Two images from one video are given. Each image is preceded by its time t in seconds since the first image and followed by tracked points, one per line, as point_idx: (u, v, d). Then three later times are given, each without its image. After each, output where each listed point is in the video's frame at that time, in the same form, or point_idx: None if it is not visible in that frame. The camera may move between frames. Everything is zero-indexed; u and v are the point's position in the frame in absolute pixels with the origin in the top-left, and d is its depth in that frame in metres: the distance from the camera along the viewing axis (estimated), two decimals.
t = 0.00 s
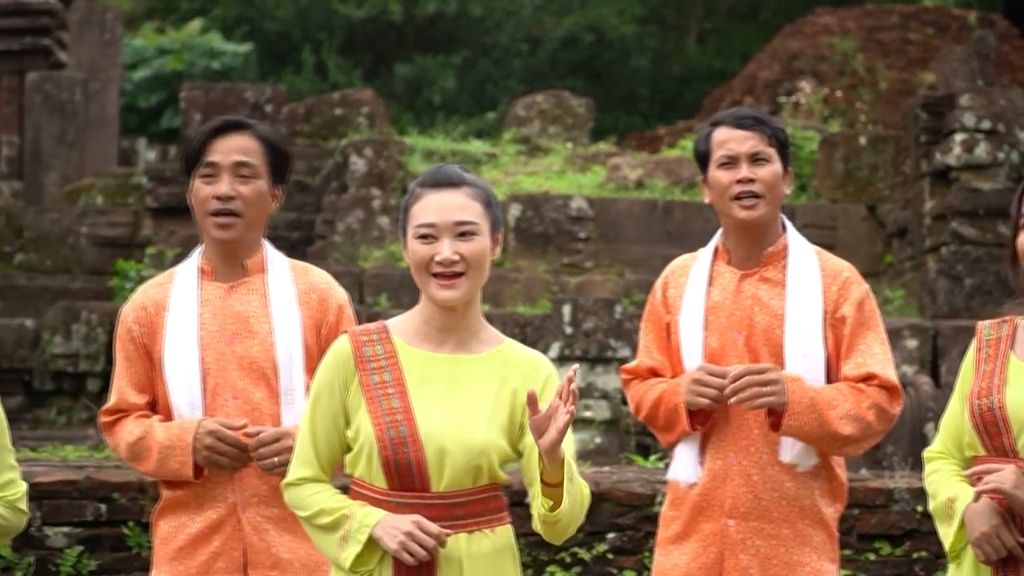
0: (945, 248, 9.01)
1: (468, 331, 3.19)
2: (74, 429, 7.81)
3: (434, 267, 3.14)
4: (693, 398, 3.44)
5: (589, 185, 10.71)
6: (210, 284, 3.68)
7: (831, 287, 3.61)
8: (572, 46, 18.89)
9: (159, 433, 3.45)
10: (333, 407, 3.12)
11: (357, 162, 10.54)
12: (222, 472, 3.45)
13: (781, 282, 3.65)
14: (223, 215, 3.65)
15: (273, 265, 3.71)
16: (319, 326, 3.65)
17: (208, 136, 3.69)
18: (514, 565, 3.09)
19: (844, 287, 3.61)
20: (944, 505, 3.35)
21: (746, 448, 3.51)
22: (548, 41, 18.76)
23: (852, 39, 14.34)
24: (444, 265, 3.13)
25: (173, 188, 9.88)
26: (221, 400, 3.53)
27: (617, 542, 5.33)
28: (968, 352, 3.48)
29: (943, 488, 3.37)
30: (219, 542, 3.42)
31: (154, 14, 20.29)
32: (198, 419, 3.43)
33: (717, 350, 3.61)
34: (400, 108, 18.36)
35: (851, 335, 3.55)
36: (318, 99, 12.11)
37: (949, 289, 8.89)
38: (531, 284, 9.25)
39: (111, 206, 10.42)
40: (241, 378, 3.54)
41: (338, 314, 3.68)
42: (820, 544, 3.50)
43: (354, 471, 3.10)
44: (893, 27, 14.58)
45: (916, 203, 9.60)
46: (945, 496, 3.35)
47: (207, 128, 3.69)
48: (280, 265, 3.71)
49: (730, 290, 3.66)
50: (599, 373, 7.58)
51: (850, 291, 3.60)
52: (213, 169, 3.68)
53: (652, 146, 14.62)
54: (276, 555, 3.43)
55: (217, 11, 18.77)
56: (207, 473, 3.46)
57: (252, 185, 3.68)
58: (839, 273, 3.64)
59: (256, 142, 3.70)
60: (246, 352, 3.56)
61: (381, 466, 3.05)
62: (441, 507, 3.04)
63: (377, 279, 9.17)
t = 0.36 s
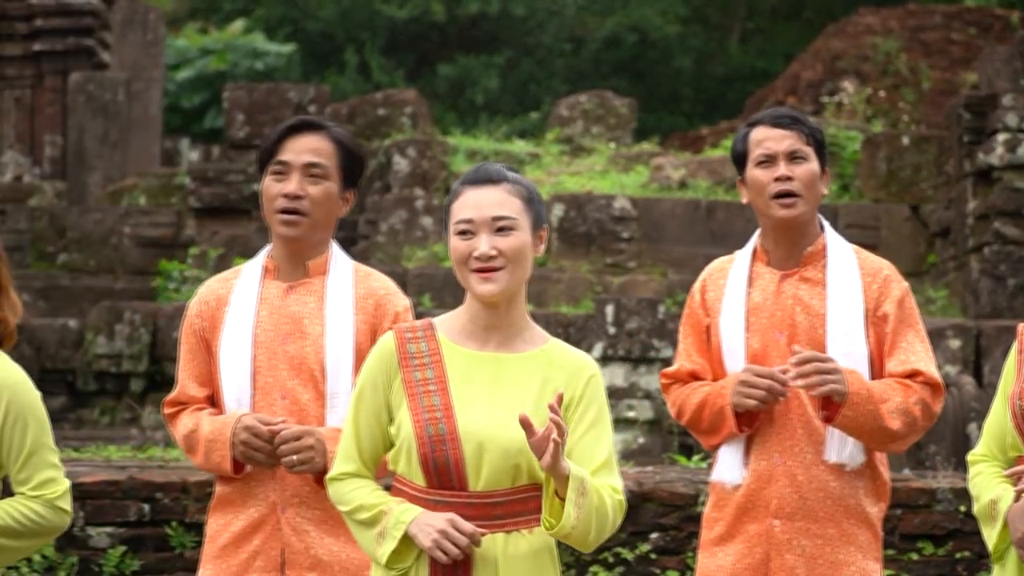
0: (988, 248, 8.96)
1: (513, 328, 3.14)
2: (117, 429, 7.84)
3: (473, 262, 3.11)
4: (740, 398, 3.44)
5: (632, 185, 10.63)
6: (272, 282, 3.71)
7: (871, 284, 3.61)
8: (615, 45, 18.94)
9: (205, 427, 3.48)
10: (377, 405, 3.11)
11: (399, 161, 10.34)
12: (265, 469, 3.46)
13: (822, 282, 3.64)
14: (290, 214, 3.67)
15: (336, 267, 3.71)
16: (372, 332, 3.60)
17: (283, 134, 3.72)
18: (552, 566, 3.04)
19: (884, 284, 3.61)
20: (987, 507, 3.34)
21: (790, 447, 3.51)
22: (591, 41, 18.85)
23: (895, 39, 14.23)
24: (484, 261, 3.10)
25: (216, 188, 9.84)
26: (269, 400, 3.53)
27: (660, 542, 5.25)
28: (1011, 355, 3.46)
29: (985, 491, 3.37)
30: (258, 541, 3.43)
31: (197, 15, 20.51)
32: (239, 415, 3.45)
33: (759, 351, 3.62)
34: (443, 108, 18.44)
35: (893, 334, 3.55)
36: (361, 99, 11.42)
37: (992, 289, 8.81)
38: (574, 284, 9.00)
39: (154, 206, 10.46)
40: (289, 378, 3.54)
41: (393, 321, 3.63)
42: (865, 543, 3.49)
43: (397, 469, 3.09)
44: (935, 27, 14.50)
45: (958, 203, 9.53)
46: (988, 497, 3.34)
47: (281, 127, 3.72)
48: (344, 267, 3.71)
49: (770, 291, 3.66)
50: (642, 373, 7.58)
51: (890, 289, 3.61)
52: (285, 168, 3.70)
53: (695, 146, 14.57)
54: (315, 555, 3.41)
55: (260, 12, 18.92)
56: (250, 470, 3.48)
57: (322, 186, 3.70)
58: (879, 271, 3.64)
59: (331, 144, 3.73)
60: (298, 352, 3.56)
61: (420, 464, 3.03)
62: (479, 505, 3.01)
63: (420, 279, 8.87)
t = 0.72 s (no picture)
0: None
1: (554, 329, 3.11)
2: (158, 429, 7.89)
3: (512, 264, 3.08)
4: (789, 404, 3.43)
5: (673, 185, 10.36)
6: (326, 282, 3.71)
7: (912, 282, 3.61)
8: (657, 45, 18.97)
9: (253, 426, 3.48)
10: (420, 406, 3.10)
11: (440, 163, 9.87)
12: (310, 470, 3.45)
13: (863, 281, 3.63)
14: (344, 210, 3.67)
15: (392, 267, 3.71)
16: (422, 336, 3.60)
17: (341, 133, 3.74)
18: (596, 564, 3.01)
19: (925, 282, 3.61)
20: None
21: (836, 448, 3.49)
22: (632, 41, 18.90)
23: (937, 39, 14.15)
24: (523, 261, 3.07)
25: (258, 188, 10.15)
26: (315, 402, 3.54)
27: (702, 542, 5.21)
28: None
29: None
30: (302, 540, 3.43)
31: (238, 15, 20.72)
32: (285, 417, 3.45)
33: (801, 352, 3.60)
34: (485, 108, 18.59)
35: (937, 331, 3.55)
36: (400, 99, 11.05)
37: None
38: (616, 284, 8.62)
39: (195, 207, 10.49)
40: (335, 379, 3.54)
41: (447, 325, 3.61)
42: (910, 543, 3.48)
43: (440, 470, 3.07)
44: (977, 27, 14.34)
45: (1000, 203, 9.41)
46: None
47: (341, 125, 3.75)
48: (399, 268, 3.70)
49: (812, 291, 3.64)
50: (683, 373, 7.56)
51: (931, 287, 3.61)
52: (342, 165, 3.71)
53: (737, 146, 14.51)
54: (357, 556, 3.42)
55: (302, 12, 19.11)
56: (295, 471, 3.48)
57: (377, 185, 3.69)
58: (919, 269, 3.64)
59: (388, 143, 3.73)
60: (345, 354, 3.56)
61: (461, 465, 3.02)
62: (521, 506, 2.98)
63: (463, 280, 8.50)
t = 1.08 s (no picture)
0: None
1: (588, 329, 3.09)
2: (201, 429, 7.93)
3: (545, 261, 3.06)
4: (837, 407, 3.40)
5: (715, 185, 10.29)
6: (370, 282, 3.70)
7: (955, 282, 3.59)
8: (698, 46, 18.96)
9: (293, 421, 3.46)
10: (457, 407, 3.09)
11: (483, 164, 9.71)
12: (346, 468, 3.44)
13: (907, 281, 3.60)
14: (393, 214, 3.65)
15: (435, 274, 3.69)
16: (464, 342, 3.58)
17: (392, 136, 3.72)
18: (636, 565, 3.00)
19: (968, 282, 3.60)
20: None
21: (882, 448, 3.46)
22: (674, 42, 18.91)
23: (978, 39, 14.05)
24: (555, 259, 3.05)
25: (300, 188, 10.07)
26: (353, 401, 3.52)
27: (744, 542, 5.17)
28: None
29: None
30: (334, 538, 3.43)
31: (280, 15, 20.81)
32: (328, 412, 3.43)
33: (843, 354, 3.56)
34: (527, 108, 18.62)
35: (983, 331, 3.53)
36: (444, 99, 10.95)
37: None
38: (659, 285, 8.59)
39: (236, 207, 10.47)
40: (375, 379, 3.53)
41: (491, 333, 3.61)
42: (957, 542, 3.47)
43: (476, 470, 3.05)
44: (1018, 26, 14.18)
45: None
46: None
47: (391, 129, 3.73)
48: (442, 276, 3.68)
49: (855, 292, 3.61)
50: (726, 374, 7.52)
51: (975, 287, 3.60)
52: (390, 168, 3.69)
53: (778, 146, 14.44)
54: (388, 558, 3.42)
55: (345, 13, 19.37)
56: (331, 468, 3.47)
57: (425, 188, 3.67)
58: (961, 269, 3.62)
59: (436, 147, 3.71)
60: (387, 356, 3.55)
61: (495, 465, 3.00)
62: (557, 506, 2.96)
63: (506, 280, 8.41)
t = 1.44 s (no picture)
0: None
1: (627, 328, 3.07)
2: (242, 429, 7.96)
3: (586, 261, 3.04)
4: (883, 412, 3.35)
5: (755, 185, 10.23)
6: (389, 281, 3.60)
7: (995, 277, 3.55)
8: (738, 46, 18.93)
9: (314, 419, 3.38)
10: (497, 408, 3.08)
11: (523, 164, 9.68)
12: (368, 466, 3.38)
13: (948, 278, 3.55)
14: (417, 211, 3.52)
15: (454, 274, 3.62)
16: (485, 343, 3.52)
17: (411, 133, 3.58)
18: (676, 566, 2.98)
19: (1008, 276, 3.56)
20: None
21: (924, 446, 3.42)
22: (714, 42, 18.90)
23: (1019, 39, 13.93)
24: (596, 260, 3.03)
25: (340, 189, 9.92)
26: (375, 399, 3.45)
27: (784, 542, 5.13)
28: None
29: None
30: (354, 535, 3.36)
31: (321, 16, 20.89)
32: (352, 411, 3.36)
33: (886, 353, 3.52)
34: (568, 108, 18.57)
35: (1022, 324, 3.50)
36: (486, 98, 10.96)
37: None
38: (699, 284, 8.55)
39: (276, 207, 10.50)
40: (398, 378, 3.46)
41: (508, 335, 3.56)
42: (997, 541, 3.43)
43: (518, 470, 3.04)
44: None
45: None
46: None
47: (409, 125, 3.59)
48: (462, 275, 3.61)
49: (896, 289, 3.57)
50: (766, 374, 7.47)
51: (1015, 281, 3.56)
52: (412, 166, 3.56)
53: (818, 146, 14.35)
54: (410, 555, 3.36)
55: (386, 13, 19.45)
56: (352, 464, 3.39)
57: (449, 185, 3.55)
58: (1001, 264, 3.58)
59: (457, 143, 3.59)
60: (410, 354, 3.48)
61: (535, 466, 2.98)
62: (597, 506, 2.94)
63: (546, 279, 8.39)
